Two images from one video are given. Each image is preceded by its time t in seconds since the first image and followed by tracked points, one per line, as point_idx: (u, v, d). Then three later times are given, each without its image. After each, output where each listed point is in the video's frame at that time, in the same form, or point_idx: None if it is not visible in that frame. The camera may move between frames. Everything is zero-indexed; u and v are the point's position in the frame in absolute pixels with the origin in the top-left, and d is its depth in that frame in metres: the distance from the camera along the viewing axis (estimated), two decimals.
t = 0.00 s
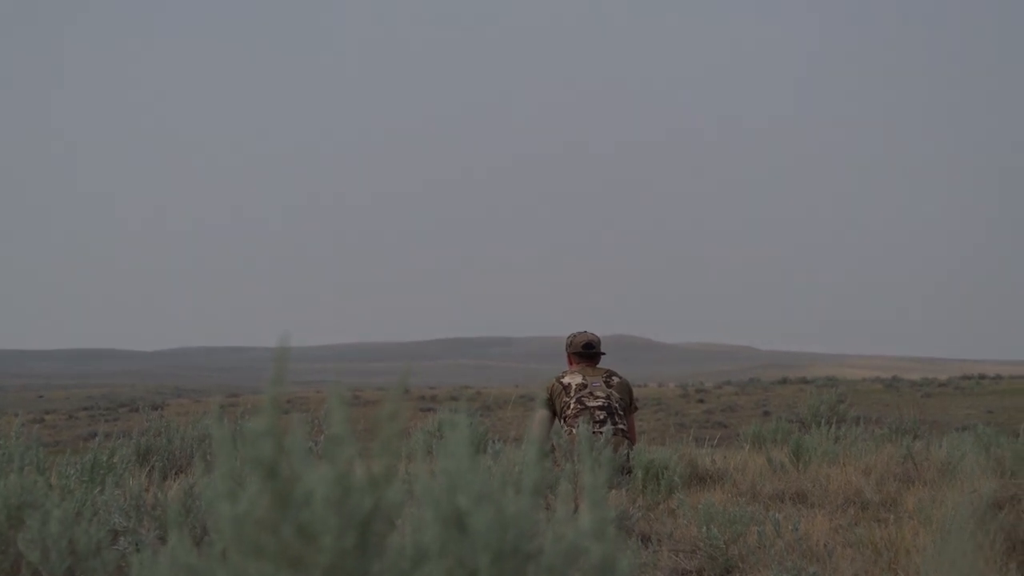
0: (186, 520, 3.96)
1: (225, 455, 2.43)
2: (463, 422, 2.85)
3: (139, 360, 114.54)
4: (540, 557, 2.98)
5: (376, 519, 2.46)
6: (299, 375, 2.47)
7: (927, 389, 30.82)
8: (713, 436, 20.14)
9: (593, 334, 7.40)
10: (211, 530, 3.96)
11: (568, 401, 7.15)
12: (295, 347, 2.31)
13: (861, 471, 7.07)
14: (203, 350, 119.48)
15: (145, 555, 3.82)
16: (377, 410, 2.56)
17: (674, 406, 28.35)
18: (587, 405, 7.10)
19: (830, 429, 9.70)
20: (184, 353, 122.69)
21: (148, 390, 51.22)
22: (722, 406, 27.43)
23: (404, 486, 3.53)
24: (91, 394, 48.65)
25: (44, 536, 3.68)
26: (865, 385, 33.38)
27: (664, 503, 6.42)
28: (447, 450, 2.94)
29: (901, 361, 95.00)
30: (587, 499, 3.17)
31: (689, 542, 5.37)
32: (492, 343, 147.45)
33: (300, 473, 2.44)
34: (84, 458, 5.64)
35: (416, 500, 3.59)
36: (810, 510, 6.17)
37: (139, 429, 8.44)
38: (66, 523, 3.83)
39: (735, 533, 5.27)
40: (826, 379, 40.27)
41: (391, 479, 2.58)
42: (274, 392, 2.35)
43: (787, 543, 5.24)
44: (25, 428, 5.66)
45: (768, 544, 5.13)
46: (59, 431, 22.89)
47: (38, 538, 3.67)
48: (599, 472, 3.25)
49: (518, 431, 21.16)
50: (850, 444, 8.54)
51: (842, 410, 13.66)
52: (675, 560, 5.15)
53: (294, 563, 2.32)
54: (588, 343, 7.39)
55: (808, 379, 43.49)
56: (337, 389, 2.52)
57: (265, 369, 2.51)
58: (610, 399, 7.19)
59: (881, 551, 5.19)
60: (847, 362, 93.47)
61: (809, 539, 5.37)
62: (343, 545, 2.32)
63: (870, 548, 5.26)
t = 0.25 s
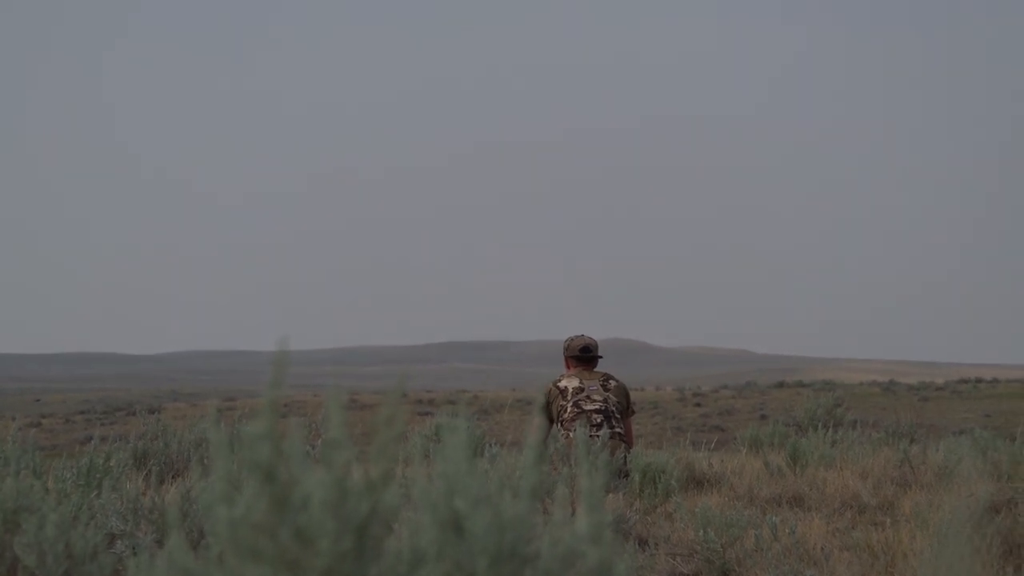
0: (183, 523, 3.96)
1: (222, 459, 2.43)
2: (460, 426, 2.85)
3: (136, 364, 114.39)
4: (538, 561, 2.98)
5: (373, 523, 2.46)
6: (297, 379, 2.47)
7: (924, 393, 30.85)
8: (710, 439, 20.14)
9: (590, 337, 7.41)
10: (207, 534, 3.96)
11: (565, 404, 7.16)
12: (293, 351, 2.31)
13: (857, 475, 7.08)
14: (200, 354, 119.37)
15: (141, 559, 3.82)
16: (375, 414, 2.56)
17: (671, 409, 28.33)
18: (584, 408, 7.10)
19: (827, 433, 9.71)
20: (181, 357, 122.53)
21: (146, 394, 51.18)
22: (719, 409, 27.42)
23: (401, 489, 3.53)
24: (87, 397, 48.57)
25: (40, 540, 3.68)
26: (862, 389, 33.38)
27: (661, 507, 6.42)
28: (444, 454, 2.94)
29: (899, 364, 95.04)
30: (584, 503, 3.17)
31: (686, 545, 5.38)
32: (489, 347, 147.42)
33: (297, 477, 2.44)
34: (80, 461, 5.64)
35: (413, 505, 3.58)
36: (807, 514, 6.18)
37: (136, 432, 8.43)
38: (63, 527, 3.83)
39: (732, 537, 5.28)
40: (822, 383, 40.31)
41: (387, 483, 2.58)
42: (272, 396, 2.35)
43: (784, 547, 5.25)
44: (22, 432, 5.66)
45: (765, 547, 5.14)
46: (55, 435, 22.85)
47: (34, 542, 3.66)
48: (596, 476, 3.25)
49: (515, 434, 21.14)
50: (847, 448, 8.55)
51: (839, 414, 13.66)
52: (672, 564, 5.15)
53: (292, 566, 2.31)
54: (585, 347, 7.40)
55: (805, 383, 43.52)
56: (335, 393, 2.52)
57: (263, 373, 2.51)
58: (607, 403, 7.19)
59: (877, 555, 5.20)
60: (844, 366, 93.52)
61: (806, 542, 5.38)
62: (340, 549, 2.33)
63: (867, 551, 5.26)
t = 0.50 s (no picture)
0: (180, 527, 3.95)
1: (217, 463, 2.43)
2: (457, 430, 2.85)
3: (134, 368, 114.31)
4: (536, 565, 2.97)
5: (368, 527, 2.46)
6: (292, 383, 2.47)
7: (922, 397, 30.85)
8: (708, 443, 20.15)
9: (588, 341, 7.42)
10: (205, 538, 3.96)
11: (563, 408, 7.16)
12: (288, 355, 2.32)
13: (855, 478, 7.08)
14: (199, 357, 119.25)
15: (139, 562, 3.81)
16: (370, 418, 2.56)
17: (669, 413, 28.33)
18: (582, 412, 7.10)
19: (825, 437, 9.71)
20: (179, 361, 122.44)
21: (144, 397, 51.14)
22: (717, 413, 27.44)
23: (398, 494, 3.52)
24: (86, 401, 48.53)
25: (38, 544, 3.67)
26: (860, 392, 33.40)
27: (659, 511, 6.42)
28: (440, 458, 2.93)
29: (897, 368, 95.08)
30: (582, 507, 3.17)
31: (684, 549, 5.38)
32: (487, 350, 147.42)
33: (292, 481, 2.44)
34: (78, 465, 5.64)
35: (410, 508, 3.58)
36: (805, 517, 6.17)
37: (133, 436, 8.42)
38: (60, 531, 3.83)
39: (730, 540, 5.28)
40: (820, 386, 40.35)
41: (383, 487, 2.58)
42: (267, 399, 2.35)
43: (782, 550, 5.25)
44: (20, 436, 5.66)
45: (763, 551, 5.14)
46: (54, 439, 22.82)
47: (33, 546, 3.66)
48: (594, 479, 3.25)
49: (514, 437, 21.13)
50: (845, 452, 8.55)
51: (837, 418, 13.67)
52: (670, 567, 5.15)
53: (286, 570, 2.31)
54: (583, 351, 7.41)
55: (803, 386, 43.54)
56: (331, 396, 2.52)
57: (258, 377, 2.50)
58: (605, 406, 7.19)
59: (875, 558, 5.20)
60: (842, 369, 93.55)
61: (804, 546, 5.38)
62: (335, 553, 2.32)
63: (864, 555, 5.26)
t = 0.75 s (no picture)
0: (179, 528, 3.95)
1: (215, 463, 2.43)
2: (455, 430, 2.85)
3: (133, 369, 114.25)
4: (535, 566, 2.97)
5: (367, 527, 2.46)
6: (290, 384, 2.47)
7: (921, 398, 30.76)
8: (707, 444, 20.14)
9: (587, 343, 7.42)
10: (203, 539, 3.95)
11: (562, 410, 7.16)
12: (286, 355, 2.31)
13: (854, 479, 7.08)
14: (198, 359, 119.15)
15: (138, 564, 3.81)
16: (368, 419, 2.56)
17: (668, 414, 28.34)
18: (581, 413, 7.11)
19: (824, 438, 9.71)
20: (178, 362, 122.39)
21: (143, 399, 51.10)
22: (717, 414, 27.44)
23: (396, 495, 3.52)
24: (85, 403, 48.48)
25: (37, 545, 3.67)
26: (858, 393, 33.42)
27: (658, 512, 6.42)
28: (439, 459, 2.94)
29: (896, 369, 95.10)
30: (580, 508, 3.17)
31: (683, 550, 5.38)
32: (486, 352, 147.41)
33: (291, 482, 2.44)
34: (77, 466, 5.63)
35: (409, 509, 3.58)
36: (804, 518, 6.18)
37: (132, 437, 8.42)
38: (59, 532, 3.82)
39: (729, 541, 5.28)
40: (818, 387, 40.35)
41: (382, 487, 2.58)
42: (265, 401, 2.34)
43: (781, 551, 5.25)
44: (18, 438, 5.65)
45: (762, 552, 5.14)
46: (52, 440, 22.80)
47: (31, 547, 3.66)
48: (591, 480, 3.25)
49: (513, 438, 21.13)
50: (844, 453, 8.55)
51: (836, 419, 13.67)
52: (669, 567, 5.15)
53: (285, 571, 2.31)
54: (581, 353, 7.41)
55: (801, 387, 43.54)
56: (330, 397, 2.52)
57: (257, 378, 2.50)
58: (604, 407, 7.19)
59: (874, 559, 5.20)
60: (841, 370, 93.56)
61: (802, 547, 5.38)
62: (334, 553, 2.33)
63: (863, 556, 5.26)
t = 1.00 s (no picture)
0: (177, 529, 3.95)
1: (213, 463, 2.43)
2: (453, 432, 2.85)
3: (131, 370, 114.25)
4: (532, 566, 2.97)
5: (365, 529, 2.46)
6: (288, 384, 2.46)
7: (919, 399, 30.78)
8: (705, 445, 20.16)
9: (585, 344, 7.42)
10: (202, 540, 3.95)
11: (560, 410, 7.16)
12: (284, 355, 2.31)
13: (852, 480, 7.09)
14: (195, 359, 119.11)
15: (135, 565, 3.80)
16: (367, 420, 2.56)
17: (666, 414, 28.37)
18: (579, 414, 7.11)
19: (821, 439, 9.72)
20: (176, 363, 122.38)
21: (142, 399, 51.19)
22: (715, 414, 27.46)
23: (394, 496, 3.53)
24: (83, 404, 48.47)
25: (34, 546, 3.67)
26: (856, 393, 33.45)
27: (656, 513, 6.43)
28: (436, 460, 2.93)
29: (894, 370, 95.16)
30: (579, 508, 3.17)
31: (681, 550, 5.38)
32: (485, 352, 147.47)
33: (289, 482, 2.44)
34: (76, 467, 5.63)
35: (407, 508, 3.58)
36: (802, 519, 6.18)
37: (130, 438, 8.42)
38: (57, 533, 3.82)
39: (727, 542, 5.29)
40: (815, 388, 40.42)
41: (380, 488, 2.58)
42: (264, 401, 2.34)
43: (778, 552, 5.25)
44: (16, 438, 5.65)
45: (760, 552, 5.14)
46: (50, 441, 22.82)
47: (28, 547, 3.65)
48: (589, 481, 3.25)
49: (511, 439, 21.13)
50: (843, 453, 8.55)
51: (834, 420, 13.67)
52: (667, 567, 5.16)
53: (283, 571, 2.31)
54: (580, 354, 7.40)
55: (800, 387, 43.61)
56: (328, 397, 2.52)
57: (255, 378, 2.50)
58: (602, 408, 7.19)
59: (872, 560, 5.20)
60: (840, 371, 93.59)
61: (801, 547, 5.39)
62: (332, 554, 2.33)
63: (861, 556, 5.27)
